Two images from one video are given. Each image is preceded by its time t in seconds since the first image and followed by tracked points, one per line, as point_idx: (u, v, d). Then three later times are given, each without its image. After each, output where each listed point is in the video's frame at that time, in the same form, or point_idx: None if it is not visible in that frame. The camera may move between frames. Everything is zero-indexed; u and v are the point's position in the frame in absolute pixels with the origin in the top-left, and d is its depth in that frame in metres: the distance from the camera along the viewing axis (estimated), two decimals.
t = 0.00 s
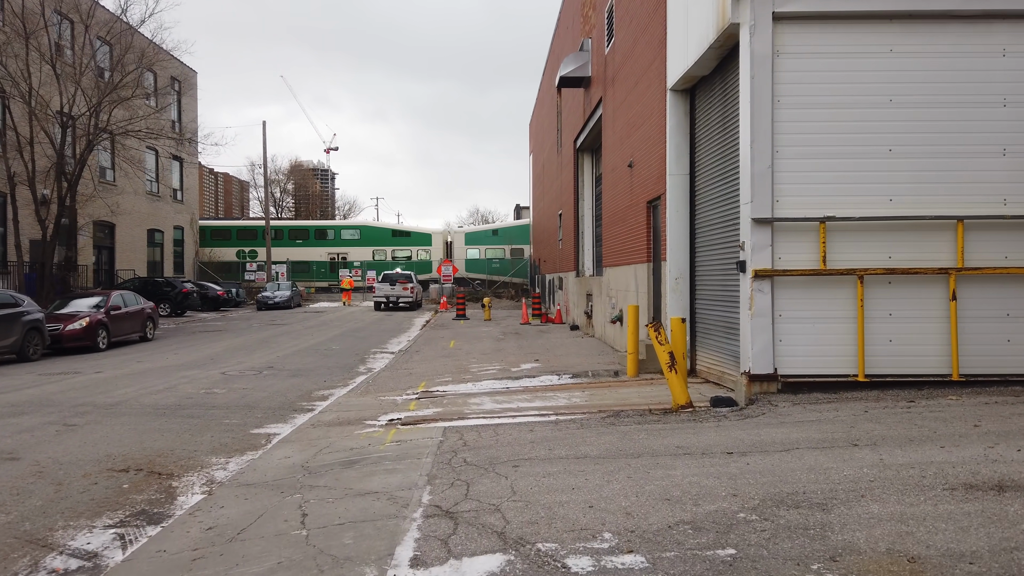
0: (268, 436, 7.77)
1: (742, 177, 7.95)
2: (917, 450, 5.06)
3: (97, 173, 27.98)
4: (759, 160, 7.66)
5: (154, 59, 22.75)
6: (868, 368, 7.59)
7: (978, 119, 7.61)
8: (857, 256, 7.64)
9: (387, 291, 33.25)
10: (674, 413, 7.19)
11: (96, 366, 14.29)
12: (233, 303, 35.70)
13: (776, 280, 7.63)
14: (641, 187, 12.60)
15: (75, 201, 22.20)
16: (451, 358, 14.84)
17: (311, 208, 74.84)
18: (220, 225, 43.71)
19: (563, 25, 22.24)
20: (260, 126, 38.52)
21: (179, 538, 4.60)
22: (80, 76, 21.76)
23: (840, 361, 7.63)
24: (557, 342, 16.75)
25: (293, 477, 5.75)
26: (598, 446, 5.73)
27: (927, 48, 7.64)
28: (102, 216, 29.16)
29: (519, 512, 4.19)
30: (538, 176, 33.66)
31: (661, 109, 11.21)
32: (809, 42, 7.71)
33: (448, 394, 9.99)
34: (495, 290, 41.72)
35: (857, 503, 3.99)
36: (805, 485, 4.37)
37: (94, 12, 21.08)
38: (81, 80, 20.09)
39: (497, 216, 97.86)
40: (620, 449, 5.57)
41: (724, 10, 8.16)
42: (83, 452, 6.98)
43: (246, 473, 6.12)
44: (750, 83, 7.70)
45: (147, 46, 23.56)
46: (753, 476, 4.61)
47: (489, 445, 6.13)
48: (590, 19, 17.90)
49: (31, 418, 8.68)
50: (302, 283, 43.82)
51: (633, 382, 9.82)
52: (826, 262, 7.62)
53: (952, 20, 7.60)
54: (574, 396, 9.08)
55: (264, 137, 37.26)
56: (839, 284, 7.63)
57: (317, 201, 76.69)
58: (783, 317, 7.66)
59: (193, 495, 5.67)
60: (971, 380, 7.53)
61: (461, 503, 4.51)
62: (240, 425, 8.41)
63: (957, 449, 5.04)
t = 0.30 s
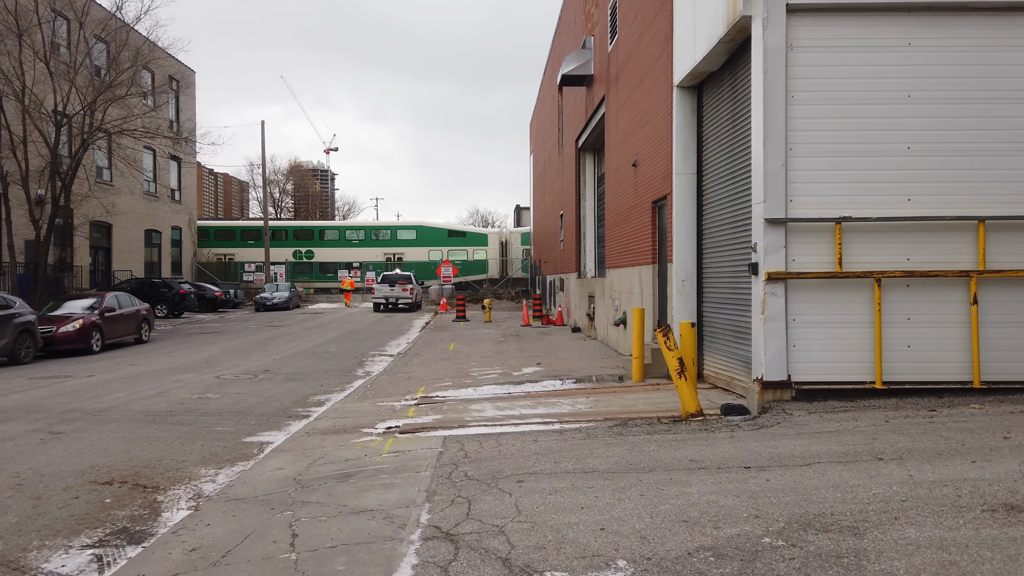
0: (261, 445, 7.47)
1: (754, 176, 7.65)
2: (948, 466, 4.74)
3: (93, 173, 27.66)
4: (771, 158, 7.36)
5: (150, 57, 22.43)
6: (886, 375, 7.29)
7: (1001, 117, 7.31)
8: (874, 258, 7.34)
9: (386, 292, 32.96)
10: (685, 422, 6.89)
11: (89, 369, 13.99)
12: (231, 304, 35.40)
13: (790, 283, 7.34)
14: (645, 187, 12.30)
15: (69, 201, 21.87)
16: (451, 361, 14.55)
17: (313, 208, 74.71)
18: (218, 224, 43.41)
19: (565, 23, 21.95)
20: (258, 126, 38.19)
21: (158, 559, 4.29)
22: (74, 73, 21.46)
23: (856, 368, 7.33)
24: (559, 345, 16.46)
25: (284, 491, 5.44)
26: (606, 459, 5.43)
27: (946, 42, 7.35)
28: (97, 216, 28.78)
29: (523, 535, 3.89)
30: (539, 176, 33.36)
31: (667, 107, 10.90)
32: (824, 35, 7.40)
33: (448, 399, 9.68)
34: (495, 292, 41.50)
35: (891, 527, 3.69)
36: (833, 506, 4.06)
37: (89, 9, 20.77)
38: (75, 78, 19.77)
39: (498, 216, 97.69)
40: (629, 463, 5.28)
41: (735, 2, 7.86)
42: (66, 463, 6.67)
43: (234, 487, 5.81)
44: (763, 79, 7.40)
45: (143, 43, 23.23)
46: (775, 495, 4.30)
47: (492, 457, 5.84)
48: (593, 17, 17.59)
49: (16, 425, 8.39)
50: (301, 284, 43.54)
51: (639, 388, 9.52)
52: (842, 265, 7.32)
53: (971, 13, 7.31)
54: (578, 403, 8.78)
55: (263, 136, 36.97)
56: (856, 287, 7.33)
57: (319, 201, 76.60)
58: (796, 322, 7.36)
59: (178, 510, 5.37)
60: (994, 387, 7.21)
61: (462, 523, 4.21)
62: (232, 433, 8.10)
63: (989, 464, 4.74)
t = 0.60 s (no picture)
0: (254, 452, 7.14)
1: (769, 170, 7.32)
2: (987, 478, 4.40)
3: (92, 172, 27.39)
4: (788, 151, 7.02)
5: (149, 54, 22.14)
6: (909, 379, 6.93)
7: None
8: (896, 256, 7.00)
9: (388, 292, 32.64)
10: (698, 428, 6.55)
11: (83, 370, 13.70)
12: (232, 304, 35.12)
13: (808, 282, 7.00)
14: (653, 184, 11.96)
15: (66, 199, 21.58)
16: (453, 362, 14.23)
17: (316, 208, 74.55)
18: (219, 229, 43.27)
19: (570, 19, 21.60)
20: (260, 125, 37.90)
21: None
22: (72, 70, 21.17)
23: (877, 371, 6.98)
24: (564, 346, 16.13)
25: (275, 503, 5.11)
26: (617, 469, 5.09)
27: (972, 29, 7.00)
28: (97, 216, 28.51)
29: (529, 556, 3.56)
30: (542, 175, 33.03)
31: (676, 100, 10.57)
32: (844, 22, 7.06)
33: (450, 403, 9.36)
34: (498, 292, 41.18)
35: (935, 549, 3.36)
36: (868, 525, 3.72)
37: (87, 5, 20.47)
38: (72, 74, 19.49)
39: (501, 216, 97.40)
40: (642, 473, 4.94)
41: None
42: (49, 471, 6.36)
43: (222, 498, 5.48)
44: (780, 68, 7.07)
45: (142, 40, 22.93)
46: (803, 510, 3.97)
47: (495, 465, 5.51)
48: (599, 12, 17.25)
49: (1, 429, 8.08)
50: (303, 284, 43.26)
51: (648, 391, 9.19)
52: (862, 263, 6.98)
53: None
54: (585, 406, 8.45)
55: (264, 135, 36.68)
56: (877, 286, 6.99)
57: (322, 201, 76.37)
58: (815, 322, 7.02)
59: (162, 523, 5.04)
60: None
61: (464, 541, 3.88)
62: (225, 438, 7.78)
63: None
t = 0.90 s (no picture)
0: (248, 461, 6.81)
1: (788, 166, 6.98)
2: None
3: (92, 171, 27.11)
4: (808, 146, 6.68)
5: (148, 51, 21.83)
6: (935, 386, 6.58)
7: None
8: (921, 257, 6.64)
9: (391, 292, 32.34)
10: (714, 438, 6.20)
11: (79, 373, 13.40)
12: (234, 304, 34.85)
13: (829, 284, 6.65)
14: (662, 182, 11.60)
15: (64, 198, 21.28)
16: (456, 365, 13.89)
17: (320, 207, 74.33)
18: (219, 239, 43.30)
19: (575, 14, 21.22)
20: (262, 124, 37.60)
21: None
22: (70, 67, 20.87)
23: (901, 378, 6.63)
24: (569, 348, 15.80)
25: (265, 521, 4.78)
26: (631, 485, 4.75)
27: (1001, 16, 6.62)
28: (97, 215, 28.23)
29: None
30: (547, 174, 32.65)
31: (687, 95, 10.21)
32: (867, 10, 6.69)
33: (453, 408, 9.02)
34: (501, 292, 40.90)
35: None
36: (912, 555, 3.37)
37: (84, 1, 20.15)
38: (70, 71, 19.21)
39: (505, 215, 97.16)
40: (657, 490, 4.60)
41: None
42: (30, 483, 6.04)
43: (210, 515, 5.14)
44: (800, 58, 6.71)
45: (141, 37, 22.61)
46: (837, 536, 3.62)
47: (499, 480, 5.17)
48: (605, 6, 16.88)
49: None
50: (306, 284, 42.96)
51: (658, 396, 8.84)
52: (887, 264, 6.62)
53: None
54: (593, 413, 8.11)
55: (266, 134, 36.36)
56: (902, 288, 6.63)
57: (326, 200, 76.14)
58: (836, 326, 6.67)
59: (145, 542, 4.72)
60: None
61: (466, 569, 3.54)
62: (218, 447, 7.46)
63: None
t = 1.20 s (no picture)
0: (242, 468, 6.45)
1: (812, 156, 6.61)
2: None
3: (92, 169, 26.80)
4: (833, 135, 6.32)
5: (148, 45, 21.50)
6: (968, 389, 6.21)
7: None
8: (955, 252, 6.26)
9: (394, 291, 32.01)
10: (735, 445, 5.83)
11: (74, 373, 13.09)
12: (236, 303, 34.54)
13: (856, 281, 6.29)
14: (674, 176, 11.23)
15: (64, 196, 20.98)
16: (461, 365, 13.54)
17: (323, 206, 74.03)
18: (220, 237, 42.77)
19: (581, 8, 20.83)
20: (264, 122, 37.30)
21: None
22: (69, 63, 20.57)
23: (932, 380, 6.26)
24: (576, 348, 15.44)
25: (255, 536, 4.43)
26: (651, 497, 4.39)
27: None
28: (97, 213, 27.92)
29: None
30: (552, 172, 32.26)
31: (700, 86, 9.83)
32: None
33: (457, 411, 8.66)
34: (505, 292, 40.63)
35: None
36: None
37: None
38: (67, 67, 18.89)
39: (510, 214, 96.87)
40: (680, 503, 4.24)
41: None
42: (9, 491, 5.69)
43: (197, 528, 4.79)
44: (825, 41, 6.34)
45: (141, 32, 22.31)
46: (885, 559, 3.26)
47: (508, 491, 4.81)
48: None
49: None
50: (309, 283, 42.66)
51: (671, 399, 8.48)
52: (917, 260, 6.25)
53: None
54: (605, 416, 7.75)
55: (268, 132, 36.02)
56: (933, 286, 6.26)
57: (329, 199, 75.87)
58: (863, 326, 6.30)
59: (126, 558, 4.36)
60: None
61: None
62: (212, 452, 7.12)
63: None
